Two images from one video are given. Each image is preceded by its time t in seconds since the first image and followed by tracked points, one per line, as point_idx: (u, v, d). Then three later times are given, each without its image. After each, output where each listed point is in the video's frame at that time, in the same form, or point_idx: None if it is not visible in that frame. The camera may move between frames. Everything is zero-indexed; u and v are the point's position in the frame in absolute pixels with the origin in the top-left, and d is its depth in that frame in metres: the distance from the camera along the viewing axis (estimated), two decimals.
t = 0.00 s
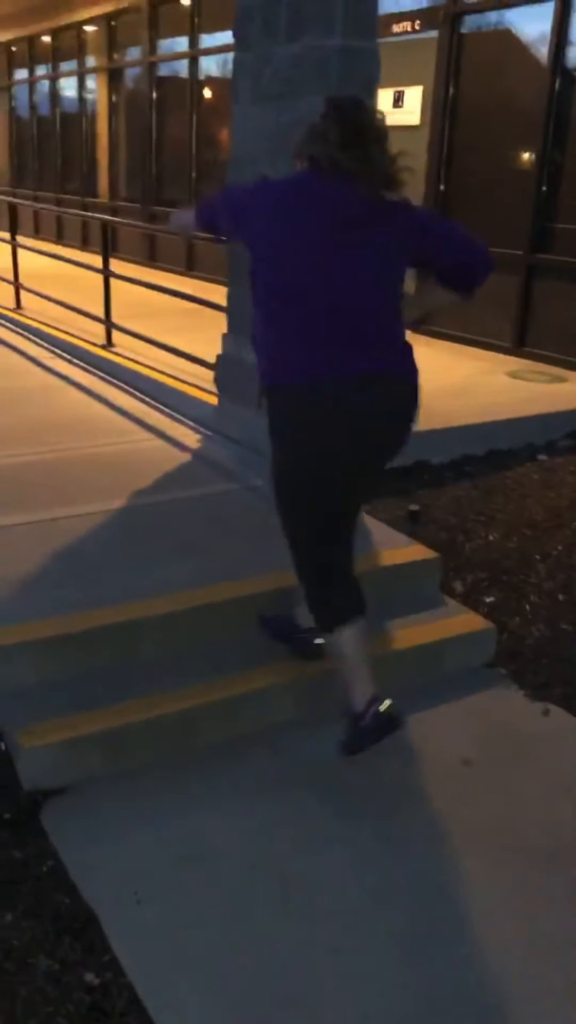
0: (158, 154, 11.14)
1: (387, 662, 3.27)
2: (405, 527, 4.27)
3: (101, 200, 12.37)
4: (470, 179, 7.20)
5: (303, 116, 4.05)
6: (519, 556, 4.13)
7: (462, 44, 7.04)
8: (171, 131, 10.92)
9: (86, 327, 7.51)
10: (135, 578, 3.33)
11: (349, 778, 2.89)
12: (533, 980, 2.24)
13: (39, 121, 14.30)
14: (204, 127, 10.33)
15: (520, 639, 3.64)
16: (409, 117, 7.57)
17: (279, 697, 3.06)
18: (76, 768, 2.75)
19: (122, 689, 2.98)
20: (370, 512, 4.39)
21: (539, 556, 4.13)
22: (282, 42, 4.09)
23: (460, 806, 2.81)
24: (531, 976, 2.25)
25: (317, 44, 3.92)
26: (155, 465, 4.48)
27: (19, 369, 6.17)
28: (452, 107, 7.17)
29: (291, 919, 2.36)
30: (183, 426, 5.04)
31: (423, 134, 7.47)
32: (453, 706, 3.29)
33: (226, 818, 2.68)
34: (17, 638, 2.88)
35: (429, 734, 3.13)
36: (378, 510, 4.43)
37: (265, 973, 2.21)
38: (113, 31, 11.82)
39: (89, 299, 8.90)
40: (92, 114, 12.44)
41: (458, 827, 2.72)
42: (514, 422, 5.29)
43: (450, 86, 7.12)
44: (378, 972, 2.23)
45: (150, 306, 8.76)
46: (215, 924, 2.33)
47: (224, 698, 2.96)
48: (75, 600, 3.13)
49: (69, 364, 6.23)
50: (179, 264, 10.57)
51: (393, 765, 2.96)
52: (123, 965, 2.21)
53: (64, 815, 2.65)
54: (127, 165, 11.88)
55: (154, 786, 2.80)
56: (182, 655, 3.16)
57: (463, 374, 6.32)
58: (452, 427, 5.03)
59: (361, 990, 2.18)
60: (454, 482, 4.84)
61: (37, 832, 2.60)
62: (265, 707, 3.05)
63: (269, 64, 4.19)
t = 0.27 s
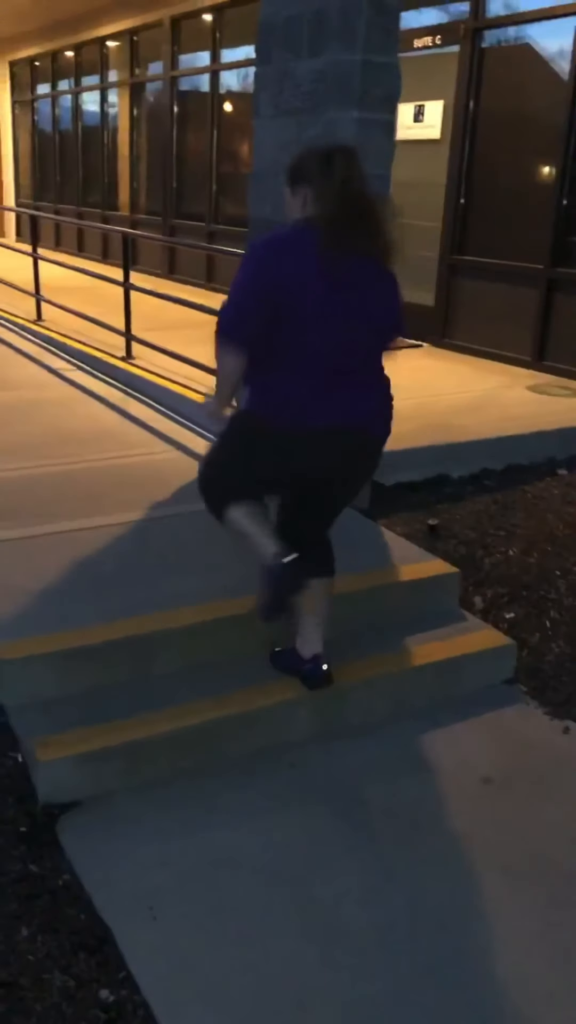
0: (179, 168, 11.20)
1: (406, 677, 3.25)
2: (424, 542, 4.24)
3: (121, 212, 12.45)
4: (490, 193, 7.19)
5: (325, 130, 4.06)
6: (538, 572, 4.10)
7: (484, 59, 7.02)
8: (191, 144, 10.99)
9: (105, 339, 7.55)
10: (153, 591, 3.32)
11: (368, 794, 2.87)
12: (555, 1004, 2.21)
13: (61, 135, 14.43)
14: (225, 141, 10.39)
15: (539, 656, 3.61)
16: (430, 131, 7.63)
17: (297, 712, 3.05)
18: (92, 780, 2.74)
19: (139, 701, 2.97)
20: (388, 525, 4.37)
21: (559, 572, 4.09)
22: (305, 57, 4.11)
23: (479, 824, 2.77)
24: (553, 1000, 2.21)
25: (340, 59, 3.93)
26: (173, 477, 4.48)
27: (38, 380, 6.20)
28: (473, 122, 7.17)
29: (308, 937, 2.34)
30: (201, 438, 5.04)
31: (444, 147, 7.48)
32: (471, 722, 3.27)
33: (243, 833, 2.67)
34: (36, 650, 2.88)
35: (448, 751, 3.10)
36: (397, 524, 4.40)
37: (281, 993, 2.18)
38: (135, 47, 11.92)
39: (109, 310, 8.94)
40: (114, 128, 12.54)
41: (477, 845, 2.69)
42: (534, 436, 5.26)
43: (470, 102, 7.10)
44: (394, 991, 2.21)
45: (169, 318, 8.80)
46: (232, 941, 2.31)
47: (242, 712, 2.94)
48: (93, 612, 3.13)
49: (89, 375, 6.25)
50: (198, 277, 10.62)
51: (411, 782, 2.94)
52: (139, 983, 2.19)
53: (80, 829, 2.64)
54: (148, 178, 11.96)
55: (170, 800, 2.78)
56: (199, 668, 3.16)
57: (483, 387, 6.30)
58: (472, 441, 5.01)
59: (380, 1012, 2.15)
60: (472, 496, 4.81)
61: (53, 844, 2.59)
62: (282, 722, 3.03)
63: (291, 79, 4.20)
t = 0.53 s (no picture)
0: (193, 179, 11.25)
1: (419, 690, 3.23)
2: (436, 553, 4.23)
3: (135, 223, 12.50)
4: (503, 205, 7.19)
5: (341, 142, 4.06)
6: (552, 585, 4.07)
7: (498, 71, 7.03)
8: (205, 156, 11.03)
9: (118, 349, 7.58)
10: (164, 602, 3.32)
11: (379, 807, 2.85)
12: None
13: (76, 145, 14.52)
14: (239, 153, 10.43)
15: (553, 670, 3.59)
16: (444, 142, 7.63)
17: (308, 724, 3.03)
18: (103, 792, 2.73)
19: (150, 712, 2.96)
20: (400, 537, 4.36)
21: (573, 585, 4.07)
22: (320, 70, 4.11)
23: (490, 839, 2.75)
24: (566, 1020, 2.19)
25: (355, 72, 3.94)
26: (185, 488, 4.49)
27: (52, 389, 6.23)
28: (487, 135, 7.18)
29: (318, 952, 2.32)
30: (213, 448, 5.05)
31: (458, 159, 7.48)
32: (483, 737, 3.24)
33: (253, 845, 2.65)
34: (47, 660, 2.87)
35: (459, 765, 3.08)
36: (409, 535, 4.39)
37: (292, 1009, 2.16)
38: (150, 58, 11.98)
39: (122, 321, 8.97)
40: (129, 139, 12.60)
41: (489, 860, 2.67)
42: (548, 448, 5.24)
43: (485, 114, 7.12)
44: (405, 1006, 2.19)
45: (182, 329, 8.82)
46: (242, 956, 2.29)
47: (253, 724, 2.93)
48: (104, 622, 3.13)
49: (102, 385, 6.27)
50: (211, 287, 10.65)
51: (422, 796, 2.91)
52: (148, 998, 2.17)
53: (90, 840, 2.63)
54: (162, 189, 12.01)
55: (180, 813, 2.77)
56: (211, 679, 3.15)
57: (496, 399, 6.29)
58: (484, 452, 5.00)
59: None
60: (485, 508, 4.80)
61: (62, 856, 2.58)
62: (294, 733, 3.01)
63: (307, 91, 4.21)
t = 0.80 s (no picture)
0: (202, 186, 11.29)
1: (427, 699, 3.21)
2: (445, 561, 4.22)
3: (145, 230, 12.55)
4: (513, 213, 7.18)
5: (352, 149, 4.06)
6: (561, 594, 4.06)
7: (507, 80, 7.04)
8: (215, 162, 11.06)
9: (128, 355, 7.60)
10: (172, 608, 3.31)
11: (387, 816, 2.83)
12: None
13: (86, 153, 14.59)
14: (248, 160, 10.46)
15: (563, 678, 3.57)
16: (453, 151, 7.61)
17: (317, 734, 3.02)
18: (110, 799, 2.72)
19: (157, 719, 2.96)
20: (409, 544, 4.35)
21: None
22: (330, 78, 4.12)
23: (499, 851, 2.73)
24: None
25: (365, 80, 3.95)
26: (193, 494, 4.49)
27: (61, 395, 6.25)
28: (496, 143, 7.19)
29: (325, 963, 2.30)
30: (221, 455, 5.05)
31: (468, 166, 7.49)
32: (491, 746, 3.23)
33: (260, 854, 2.64)
34: (55, 667, 2.87)
35: (468, 775, 3.06)
36: (418, 543, 4.38)
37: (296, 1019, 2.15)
38: (161, 66, 12.04)
39: (132, 327, 9.00)
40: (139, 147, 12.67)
41: (498, 870, 2.65)
42: (557, 456, 5.23)
43: (494, 122, 7.14)
44: (412, 1019, 2.17)
45: (191, 335, 8.84)
46: (247, 965, 2.28)
47: (261, 732, 2.92)
48: (112, 629, 3.13)
49: (111, 391, 6.29)
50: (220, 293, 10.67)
51: (430, 806, 2.90)
52: (153, 1008, 2.16)
53: (97, 848, 2.62)
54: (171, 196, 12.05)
55: (187, 821, 2.76)
56: (219, 686, 3.14)
57: (505, 406, 6.28)
58: (494, 460, 4.99)
59: None
60: (495, 516, 4.79)
61: (69, 865, 2.57)
62: (302, 742, 3.00)
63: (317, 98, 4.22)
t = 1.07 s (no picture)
0: (206, 189, 11.30)
1: (432, 703, 3.20)
2: (450, 564, 4.21)
3: (149, 233, 12.57)
4: (517, 215, 7.17)
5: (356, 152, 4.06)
6: (566, 598, 4.05)
7: (512, 82, 7.02)
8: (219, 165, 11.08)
9: (132, 358, 7.60)
10: (176, 611, 3.31)
11: (392, 821, 2.82)
12: None
13: (90, 156, 14.62)
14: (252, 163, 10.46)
15: (568, 682, 3.57)
16: (457, 154, 7.62)
17: (322, 738, 3.01)
18: (114, 803, 2.71)
19: (161, 723, 2.95)
20: (414, 548, 4.35)
21: None
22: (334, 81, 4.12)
23: (505, 855, 2.72)
24: None
25: (369, 83, 3.95)
26: (198, 497, 4.49)
27: (65, 398, 6.25)
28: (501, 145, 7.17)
29: (330, 967, 2.30)
30: (226, 457, 5.06)
31: (472, 169, 7.48)
32: (496, 750, 3.22)
33: (265, 859, 2.63)
34: (59, 672, 2.86)
35: (474, 779, 3.05)
36: (422, 546, 4.38)
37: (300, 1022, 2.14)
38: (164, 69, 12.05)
39: (136, 330, 9.00)
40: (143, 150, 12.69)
41: (504, 875, 2.64)
42: (561, 458, 5.23)
43: (499, 124, 7.13)
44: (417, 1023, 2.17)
45: (195, 337, 8.84)
46: (252, 969, 2.27)
47: (266, 736, 2.91)
48: (116, 633, 3.12)
49: (115, 394, 6.29)
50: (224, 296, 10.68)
51: (435, 809, 2.89)
52: (158, 1012, 2.16)
53: (101, 851, 2.62)
54: (175, 199, 12.07)
55: (191, 825, 2.75)
56: (223, 690, 3.13)
57: (509, 409, 6.27)
58: (498, 462, 4.98)
59: None
60: (499, 519, 4.78)
61: (73, 870, 2.56)
62: (307, 746, 2.99)
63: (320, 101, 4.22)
